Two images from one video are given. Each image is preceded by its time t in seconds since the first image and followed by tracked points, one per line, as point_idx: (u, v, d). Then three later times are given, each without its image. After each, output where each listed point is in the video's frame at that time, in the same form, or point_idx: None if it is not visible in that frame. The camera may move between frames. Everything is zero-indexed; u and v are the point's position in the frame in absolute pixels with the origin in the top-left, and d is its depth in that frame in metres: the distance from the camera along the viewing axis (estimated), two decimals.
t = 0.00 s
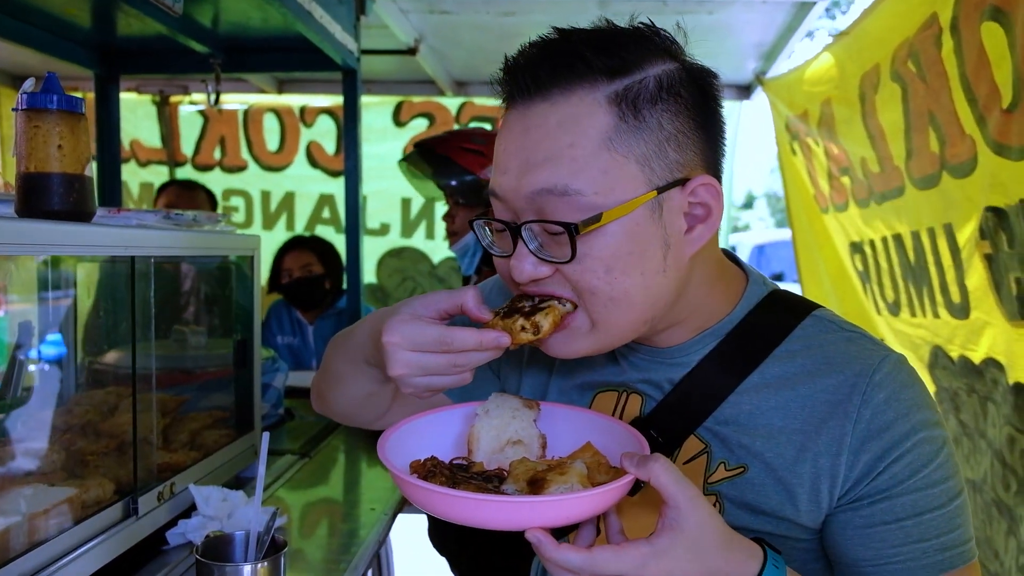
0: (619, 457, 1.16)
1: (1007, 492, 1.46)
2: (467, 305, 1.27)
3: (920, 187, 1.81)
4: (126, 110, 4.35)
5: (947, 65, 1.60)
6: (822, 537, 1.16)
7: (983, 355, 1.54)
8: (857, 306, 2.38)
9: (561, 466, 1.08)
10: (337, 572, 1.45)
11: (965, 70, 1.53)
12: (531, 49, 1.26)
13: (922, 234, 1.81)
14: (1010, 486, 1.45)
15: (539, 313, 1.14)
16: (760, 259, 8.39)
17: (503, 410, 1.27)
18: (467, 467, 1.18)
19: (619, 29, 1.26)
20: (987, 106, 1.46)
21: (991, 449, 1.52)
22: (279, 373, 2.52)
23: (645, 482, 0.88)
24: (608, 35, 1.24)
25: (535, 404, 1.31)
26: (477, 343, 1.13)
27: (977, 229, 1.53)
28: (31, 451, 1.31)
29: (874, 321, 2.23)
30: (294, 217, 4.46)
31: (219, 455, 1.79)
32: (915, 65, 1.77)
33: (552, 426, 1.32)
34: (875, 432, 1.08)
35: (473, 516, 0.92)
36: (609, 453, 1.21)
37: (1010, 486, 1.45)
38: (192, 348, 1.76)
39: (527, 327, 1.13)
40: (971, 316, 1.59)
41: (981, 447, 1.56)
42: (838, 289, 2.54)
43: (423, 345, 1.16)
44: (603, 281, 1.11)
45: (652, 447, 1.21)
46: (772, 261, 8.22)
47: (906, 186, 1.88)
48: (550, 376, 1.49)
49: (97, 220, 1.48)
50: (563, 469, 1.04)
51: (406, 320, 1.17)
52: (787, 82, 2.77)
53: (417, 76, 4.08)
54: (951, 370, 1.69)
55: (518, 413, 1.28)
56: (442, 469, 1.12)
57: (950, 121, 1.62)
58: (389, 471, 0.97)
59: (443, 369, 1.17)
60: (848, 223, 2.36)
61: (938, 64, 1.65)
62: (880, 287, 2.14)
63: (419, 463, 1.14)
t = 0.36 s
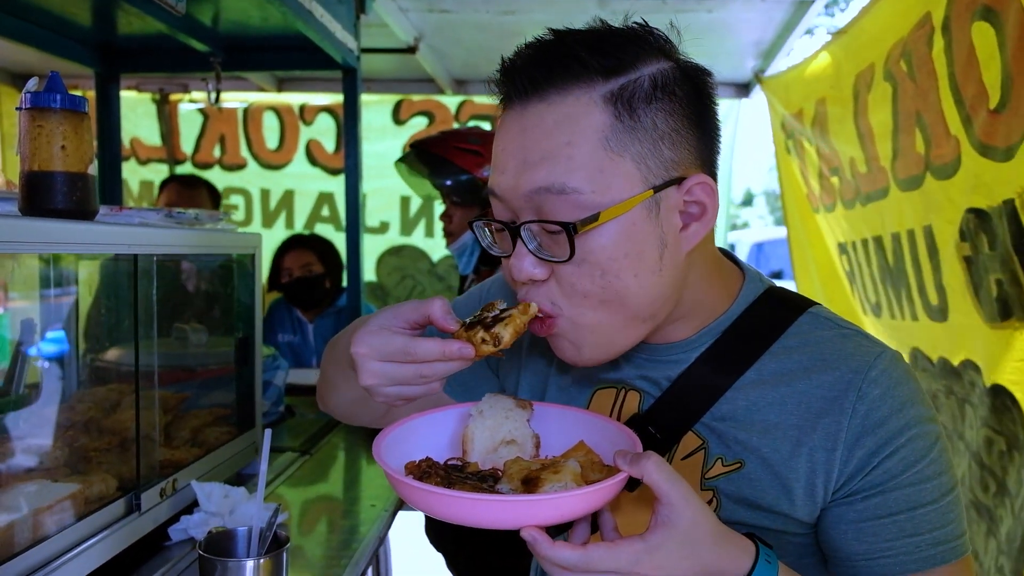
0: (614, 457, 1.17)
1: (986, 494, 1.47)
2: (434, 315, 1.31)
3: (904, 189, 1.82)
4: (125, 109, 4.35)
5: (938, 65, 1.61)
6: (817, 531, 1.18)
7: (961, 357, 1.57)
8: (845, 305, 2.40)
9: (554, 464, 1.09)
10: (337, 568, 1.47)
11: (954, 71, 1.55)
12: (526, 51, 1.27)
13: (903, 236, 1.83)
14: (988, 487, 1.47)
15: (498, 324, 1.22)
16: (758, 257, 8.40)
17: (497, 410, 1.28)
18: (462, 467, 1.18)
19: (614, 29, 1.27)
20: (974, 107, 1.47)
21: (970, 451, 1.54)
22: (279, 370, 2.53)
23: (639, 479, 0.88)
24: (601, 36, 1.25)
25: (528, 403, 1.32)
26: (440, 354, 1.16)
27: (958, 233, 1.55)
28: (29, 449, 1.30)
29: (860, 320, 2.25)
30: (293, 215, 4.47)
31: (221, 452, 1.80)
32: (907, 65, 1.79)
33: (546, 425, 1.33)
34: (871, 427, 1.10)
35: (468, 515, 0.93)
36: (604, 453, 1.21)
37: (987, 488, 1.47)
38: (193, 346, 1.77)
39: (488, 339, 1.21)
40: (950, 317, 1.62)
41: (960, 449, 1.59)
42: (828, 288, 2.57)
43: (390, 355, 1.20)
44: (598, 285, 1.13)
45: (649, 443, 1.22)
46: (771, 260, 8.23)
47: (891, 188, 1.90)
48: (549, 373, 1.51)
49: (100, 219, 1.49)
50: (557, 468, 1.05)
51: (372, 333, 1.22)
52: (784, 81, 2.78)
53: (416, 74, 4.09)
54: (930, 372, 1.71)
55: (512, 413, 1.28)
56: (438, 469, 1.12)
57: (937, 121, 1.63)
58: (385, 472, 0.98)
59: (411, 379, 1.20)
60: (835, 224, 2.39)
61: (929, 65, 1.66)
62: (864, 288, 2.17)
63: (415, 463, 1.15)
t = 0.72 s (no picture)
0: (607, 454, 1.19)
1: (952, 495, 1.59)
2: (421, 324, 1.33)
3: (892, 192, 1.86)
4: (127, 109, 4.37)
5: (928, 68, 1.64)
6: (810, 527, 1.19)
7: (929, 361, 1.69)
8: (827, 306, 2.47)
9: (550, 463, 1.11)
10: (339, 565, 1.49)
11: (945, 73, 1.57)
12: (524, 56, 1.29)
13: (886, 239, 1.90)
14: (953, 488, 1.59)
15: (481, 341, 1.24)
16: (758, 257, 8.42)
17: (493, 410, 1.31)
18: (459, 467, 1.21)
19: (610, 35, 1.29)
20: (962, 109, 1.51)
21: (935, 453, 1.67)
22: (281, 369, 2.54)
23: (633, 478, 0.89)
24: (596, 41, 1.27)
25: (523, 404, 1.35)
26: (426, 362, 1.21)
27: (938, 233, 1.62)
28: (31, 448, 1.32)
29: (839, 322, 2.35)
30: (295, 215, 4.49)
31: (224, 450, 1.82)
32: (897, 67, 1.81)
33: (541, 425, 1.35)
34: (864, 423, 1.11)
35: (465, 514, 0.95)
36: (598, 451, 1.24)
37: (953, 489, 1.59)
38: (197, 346, 1.79)
39: (471, 351, 1.22)
40: (925, 321, 1.71)
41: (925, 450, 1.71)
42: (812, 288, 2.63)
43: (377, 362, 1.24)
44: (598, 284, 1.14)
45: (646, 440, 1.24)
46: (771, 260, 8.24)
47: (879, 191, 1.93)
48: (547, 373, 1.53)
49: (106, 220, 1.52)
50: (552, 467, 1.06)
51: (361, 341, 1.27)
52: (781, 82, 2.80)
53: (417, 75, 4.11)
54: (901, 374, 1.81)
55: (507, 413, 1.31)
56: (435, 470, 1.14)
57: (926, 124, 1.66)
58: (384, 473, 0.99)
59: (397, 388, 1.24)
60: (821, 226, 2.43)
61: (919, 67, 1.68)
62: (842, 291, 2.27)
63: (412, 464, 1.17)
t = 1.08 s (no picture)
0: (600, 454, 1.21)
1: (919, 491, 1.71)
2: (415, 336, 1.37)
3: (881, 194, 1.90)
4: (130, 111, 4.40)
5: (919, 71, 1.66)
6: (801, 523, 1.21)
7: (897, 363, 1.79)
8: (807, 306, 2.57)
9: (544, 464, 1.13)
10: (341, 562, 1.52)
11: (935, 76, 1.59)
12: (521, 61, 1.31)
13: (869, 240, 1.96)
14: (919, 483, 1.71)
15: (472, 354, 1.25)
16: (759, 257, 8.44)
17: (488, 411, 1.33)
18: (455, 467, 1.22)
19: (604, 40, 1.32)
20: (951, 111, 1.53)
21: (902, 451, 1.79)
22: (283, 370, 2.57)
23: (624, 477, 0.91)
24: (590, 46, 1.30)
25: (518, 404, 1.37)
26: (418, 376, 1.23)
27: (918, 236, 1.68)
28: (35, 449, 1.33)
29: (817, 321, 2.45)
30: (297, 217, 4.52)
31: (226, 450, 1.84)
32: (889, 70, 1.83)
33: (534, 424, 1.38)
34: (852, 421, 1.13)
35: (460, 516, 0.97)
36: (590, 451, 1.26)
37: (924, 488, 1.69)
38: (199, 348, 1.81)
39: (462, 365, 1.24)
40: (897, 323, 1.81)
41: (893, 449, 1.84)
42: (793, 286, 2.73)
43: (371, 373, 1.28)
44: (594, 279, 1.16)
45: (640, 438, 1.26)
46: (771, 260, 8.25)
47: (868, 193, 1.97)
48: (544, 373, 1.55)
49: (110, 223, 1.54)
50: (546, 468, 1.09)
51: (357, 351, 1.32)
52: (777, 84, 2.82)
53: (418, 78, 4.13)
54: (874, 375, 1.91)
55: (502, 413, 1.33)
56: (431, 470, 1.17)
57: (916, 126, 1.68)
58: (381, 475, 1.01)
59: (392, 399, 1.28)
60: (808, 228, 2.49)
61: (910, 70, 1.71)
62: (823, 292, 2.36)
63: (409, 465, 1.20)
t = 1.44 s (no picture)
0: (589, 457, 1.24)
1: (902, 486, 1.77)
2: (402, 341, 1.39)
3: (867, 196, 1.93)
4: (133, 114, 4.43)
5: (910, 74, 1.68)
6: (790, 518, 1.24)
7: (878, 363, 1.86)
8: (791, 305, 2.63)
9: (534, 469, 1.16)
10: (342, 558, 1.55)
11: (925, 79, 1.62)
12: (523, 63, 1.34)
13: (852, 241, 2.02)
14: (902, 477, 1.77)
15: (450, 361, 1.28)
16: (758, 258, 8.46)
17: (475, 416, 1.36)
18: (446, 474, 1.25)
19: (604, 43, 1.34)
20: (939, 114, 1.56)
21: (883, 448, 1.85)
22: (285, 371, 2.61)
23: (614, 480, 0.94)
24: (590, 49, 1.32)
25: (503, 408, 1.40)
26: (400, 382, 1.29)
27: (900, 237, 1.72)
28: (40, 451, 1.35)
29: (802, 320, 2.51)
30: (299, 218, 4.55)
31: (229, 448, 1.87)
32: (880, 73, 1.86)
33: (520, 428, 1.41)
34: (839, 418, 1.16)
35: (454, 522, 0.99)
36: (578, 453, 1.29)
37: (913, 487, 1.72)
38: (202, 348, 1.83)
39: (441, 372, 1.27)
40: (874, 323, 1.87)
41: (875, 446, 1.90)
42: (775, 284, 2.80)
43: (360, 379, 1.34)
44: (593, 276, 1.19)
45: (633, 435, 1.29)
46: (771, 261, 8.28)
47: (855, 194, 2.00)
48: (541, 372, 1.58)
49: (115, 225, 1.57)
50: (538, 474, 1.11)
51: (347, 355, 1.39)
52: (773, 86, 2.85)
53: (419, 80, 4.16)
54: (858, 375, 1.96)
55: (489, 418, 1.36)
56: (423, 479, 1.19)
57: (905, 128, 1.71)
58: (374, 484, 1.03)
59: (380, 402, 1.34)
60: (794, 228, 2.55)
61: (901, 73, 1.73)
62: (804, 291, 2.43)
63: (401, 474, 1.22)
